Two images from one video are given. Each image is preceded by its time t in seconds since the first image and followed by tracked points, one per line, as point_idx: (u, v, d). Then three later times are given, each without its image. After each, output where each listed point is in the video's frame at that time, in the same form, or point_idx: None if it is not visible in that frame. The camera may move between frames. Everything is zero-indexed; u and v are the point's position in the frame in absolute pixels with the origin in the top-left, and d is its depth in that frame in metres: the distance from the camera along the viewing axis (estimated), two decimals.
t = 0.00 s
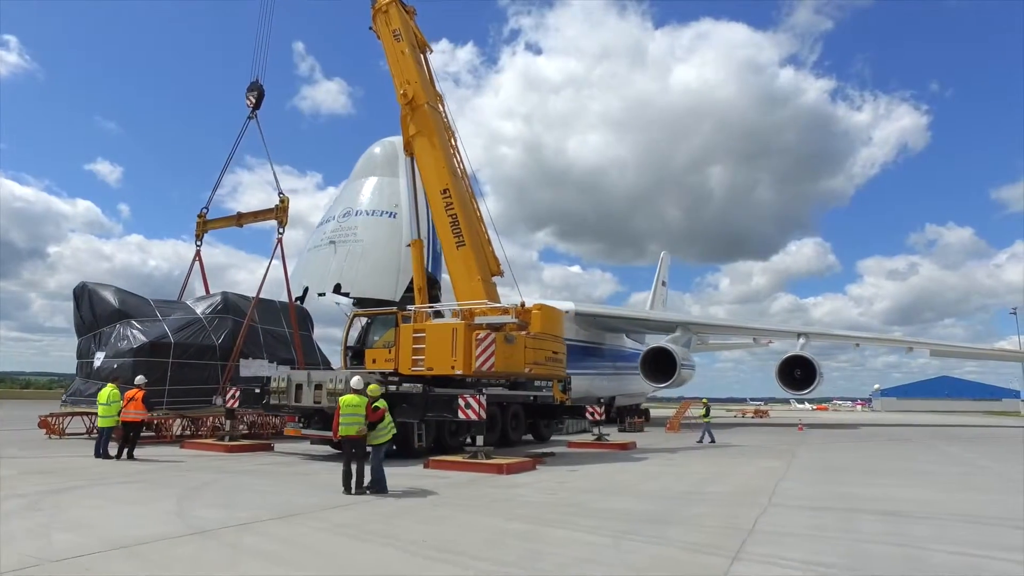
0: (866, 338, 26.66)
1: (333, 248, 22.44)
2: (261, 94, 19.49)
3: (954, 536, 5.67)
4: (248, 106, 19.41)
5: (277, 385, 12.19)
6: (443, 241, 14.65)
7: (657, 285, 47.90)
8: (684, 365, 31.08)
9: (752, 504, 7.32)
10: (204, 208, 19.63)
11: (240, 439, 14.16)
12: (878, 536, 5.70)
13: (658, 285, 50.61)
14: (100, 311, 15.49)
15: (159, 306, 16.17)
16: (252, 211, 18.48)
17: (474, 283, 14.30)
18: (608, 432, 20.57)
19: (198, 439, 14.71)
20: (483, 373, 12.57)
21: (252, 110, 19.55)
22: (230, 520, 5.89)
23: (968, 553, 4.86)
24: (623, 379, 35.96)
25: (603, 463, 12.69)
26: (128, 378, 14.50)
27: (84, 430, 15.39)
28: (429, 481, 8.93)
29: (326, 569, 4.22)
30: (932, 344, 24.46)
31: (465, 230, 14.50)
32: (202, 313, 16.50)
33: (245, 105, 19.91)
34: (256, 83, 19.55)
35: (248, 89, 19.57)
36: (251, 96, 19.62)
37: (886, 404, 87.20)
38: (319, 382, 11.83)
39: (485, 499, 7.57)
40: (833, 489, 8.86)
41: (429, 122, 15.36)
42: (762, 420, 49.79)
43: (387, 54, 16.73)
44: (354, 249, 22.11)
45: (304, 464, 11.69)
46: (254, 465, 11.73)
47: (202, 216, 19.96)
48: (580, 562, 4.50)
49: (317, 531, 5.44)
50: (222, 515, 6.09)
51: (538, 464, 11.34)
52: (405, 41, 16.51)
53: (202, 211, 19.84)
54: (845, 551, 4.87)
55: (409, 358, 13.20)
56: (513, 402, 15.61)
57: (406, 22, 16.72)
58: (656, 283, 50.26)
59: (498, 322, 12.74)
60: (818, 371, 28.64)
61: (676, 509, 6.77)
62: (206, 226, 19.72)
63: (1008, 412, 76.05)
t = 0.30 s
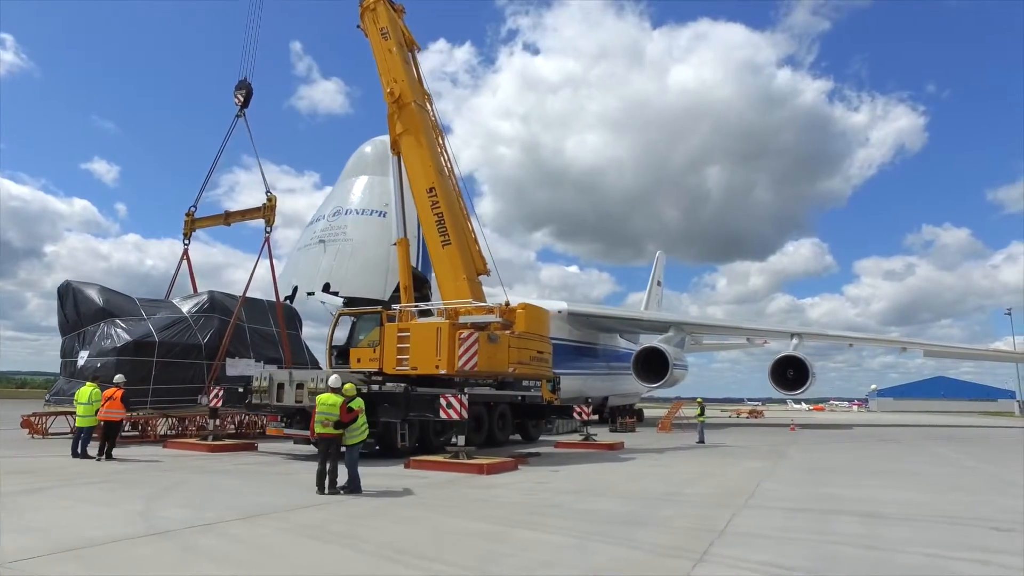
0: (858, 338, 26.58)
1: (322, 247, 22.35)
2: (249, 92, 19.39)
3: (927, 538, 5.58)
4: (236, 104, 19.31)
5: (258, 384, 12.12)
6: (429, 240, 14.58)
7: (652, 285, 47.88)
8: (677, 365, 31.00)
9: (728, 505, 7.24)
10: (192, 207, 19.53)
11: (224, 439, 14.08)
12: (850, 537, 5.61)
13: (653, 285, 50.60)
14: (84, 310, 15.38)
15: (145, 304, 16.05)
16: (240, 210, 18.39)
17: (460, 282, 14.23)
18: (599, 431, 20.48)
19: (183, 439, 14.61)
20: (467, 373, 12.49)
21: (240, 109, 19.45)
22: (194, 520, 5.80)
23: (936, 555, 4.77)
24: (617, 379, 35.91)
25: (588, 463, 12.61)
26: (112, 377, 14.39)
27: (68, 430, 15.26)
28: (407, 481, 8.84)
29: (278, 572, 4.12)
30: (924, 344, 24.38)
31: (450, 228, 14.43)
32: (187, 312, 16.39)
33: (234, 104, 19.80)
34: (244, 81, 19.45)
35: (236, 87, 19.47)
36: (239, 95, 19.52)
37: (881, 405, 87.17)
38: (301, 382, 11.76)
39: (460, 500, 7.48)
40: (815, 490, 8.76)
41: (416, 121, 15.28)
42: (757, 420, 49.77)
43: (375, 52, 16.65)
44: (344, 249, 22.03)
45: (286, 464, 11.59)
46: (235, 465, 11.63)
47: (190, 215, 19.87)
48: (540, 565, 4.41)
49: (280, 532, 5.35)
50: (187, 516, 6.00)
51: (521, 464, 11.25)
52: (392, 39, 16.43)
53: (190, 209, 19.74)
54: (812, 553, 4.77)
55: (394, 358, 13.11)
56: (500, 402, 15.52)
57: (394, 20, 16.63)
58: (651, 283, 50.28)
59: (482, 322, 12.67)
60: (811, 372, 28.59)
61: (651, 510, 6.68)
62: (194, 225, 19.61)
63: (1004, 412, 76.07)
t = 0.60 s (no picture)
0: (851, 338, 26.55)
1: (311, 246, 22.26)
2: (237, 90, 19.30)
3: (896, 539, 5.51)
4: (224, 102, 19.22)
5: (239, 383, 12.06)
6: (414, 238, 14.51)
7: (647, 285, 47.86)
8: (669, 364, 30.94)
9: (702, 505, 7.18)
10: (179, 205, 19.44)
11: (207, 438, 13.98)
12: (819, 539, 5.54)
13: (647, 284, 50.58)
14: (67, 308, 15.27)
15: (129, 303, 15.95)
16: (227, 209, 18.29)
17: (444, 281, 14.16)
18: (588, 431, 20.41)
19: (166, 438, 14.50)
20: (450, 372, 12.41)
21: (228, 107, 19.37)
22: (156, 520, 5.73)
23: (901, 558, 4.70)
24: (610, 379, 35.84)
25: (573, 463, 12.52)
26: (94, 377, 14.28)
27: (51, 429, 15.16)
28: (383, 482, 8.76)
29: (226, 573, 4.06)
30: (915, 345, 24.32)
31: (435, 227, 14.36)
32: (172, 310, 16.29)
33: (222, 102, 19.72)
34: (231, 79, 19.36)
35: (223, 85, 19.38)
36: (227, 93, 19.44)
37: (879, 405, 87.24)
38: (281, 381, 11.70)
39: (432, 500, 7.40)
40: (795, 490, 8.68)
41: (402, 118, 15.19)
42: (751, 420, 49.74)
43: (362, 50, 16.56)
44: (332, 247, 21.96)
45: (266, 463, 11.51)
46: (216, 464, 11.56)
47: (178, 213, 19.77)
48: (496, 567, 4.33)
49: (240, 532, 5.28)
50: (150, 516, 5.93)
51: (503, 464, 11.19)
52: (379, 37, 16.34)
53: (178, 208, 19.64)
54: (775, 554, 4.70)
55: (378, 357, 13.04)
56: (486, 401, 15.44)
57: (381, 18, 16.55)
58: (646, 283, 50.33)
59: (465, 321, 12.60)
60: (803, 372, 28.54)
61: (622, 511, 6.61)
62: (181, 223, 19.52)
63: (999, 412, 76.20)
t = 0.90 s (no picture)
0: (842, 339, 26.50)
1: (300, 245, 22.15)
2: (224, 89, 19.20)
3: (867, 540, 5.43)
4: (211, 101, 19.10)
5: (220, 383, 11.99)
6: (399, 237, 14.44)
7: (642, 285, 47.82)
8: (661, 365, 30.88)
9: (677, 506, 7.10)
10: (165, 204, 19.33)
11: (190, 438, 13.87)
12: (789, 540, 5.46)
13: (642, 285, 50.56)
14: (49, 307, 15.16)
15: (113, 302, 15.84)
16: (213, 208, 18.18)
17: (429, 280, 14.09)
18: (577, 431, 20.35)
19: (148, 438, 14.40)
20: (432, 372, 12.32)
21: (215, 105, 19.26)
22: (116, 521, 5.64)
23: (867, 560, 4.63)
24: (603, 379, 35.77)
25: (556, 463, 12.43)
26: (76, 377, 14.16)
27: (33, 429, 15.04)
28: (359, 482, 8.67)
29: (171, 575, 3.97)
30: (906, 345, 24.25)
31: (420, 226, 14.30)
32: (157, 309, 16.18)
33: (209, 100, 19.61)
34: (219, 77, 19.26)
35: (211, 84, 19.27)
36: (214, 91, 19.33)
37: (874, 405, 87.34)
38: (262, 381, 11.64)
39: (404, 500, 7.31)
40: (774, 491, 8.59)
41: (387, 117, 15.11)
42: (745, 420, 49.72)
43: (348, 49, 16.47)
44: (321, 246, 21.87)
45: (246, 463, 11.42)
46: (195, 464, 11.46)
47: (164, 212, 19.66)
48: (450, 569, 4.23)
49: (198, 533, 5.18)
50: (111, 517, 5.83)
51: (484, 464, 11.09)
52: (366, 36, 16.25)
53: (164, 206, 19.53)
54: (739, 556, 4.62)
55: (361, 357, 12.96)
56: (471, 401, 15.36)
57: (368, 17, 16.46)
58: (641, 283, 50.32)
59: (447, 320, 12.53)
60: (795, 372, 28.49)
61: (593, 512, 6.52)
62: (167, 222, 19.41)
63: (993, 412, 76.36)
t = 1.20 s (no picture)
0: (832, 339, 26.51)
1: (287, 244, 22.05)
2: (210, 86, 19.08)
3: (834, 542, 5.40)
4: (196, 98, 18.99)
5: (199, 382, 11.92)
6: (382, 236, 14.37)
7: (635, 285, 47.82)
8: (652, 365, 30.86)
9: (649, 507, 7.06)
10: (150, 203, 19.20)
11: (170, 437, 13.76)
12: (756, 541, 5.42)
13: (635, 285, 50.56)
14: (30, 306, 15.02)
15: (95, 301, 15.72)
16: (198, 206, 18.07)
17: (412, 279, 14.03)
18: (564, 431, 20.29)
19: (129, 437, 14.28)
20: (414, 371, 12.24)
21: (200, 103, 19.14)
22: (75, 522, 5.56)
23: (828, 562, 4.60)
24: (595, 379, 35.74)
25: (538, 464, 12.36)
26: (55, 376, 14.04)
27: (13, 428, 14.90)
28: (333, 482, 8.61)
29: None
30: (895, 346, 24.27)
31: (403, 225, 14.23)
32: (140, 308, 16.08)
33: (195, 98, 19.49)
34: (205, 75, 19.15)
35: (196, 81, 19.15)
36: (200, 89, 19.22)
37: (867, 406, 87.58)
38: (241, 379, 11.57)
39: (375, 500, 7.25)
40: (751, 491, 8.55)
41: (372, 116, 15.01)
42: (738, 420, 49.74)
43: (334, 47, 16.37)
44: (308, 245, 21.77)
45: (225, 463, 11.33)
46: (173, 464, 11.36)
47: (149, 211, 19.53)
48: (403, 573, 4.17)
49: (156, 533, 5.11)
50: (73, 517, 5.76)
51: (463, 464, 11.02)
52: (351, 34, 16.15)
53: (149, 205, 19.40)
54: (699, 558, 4.59)
55: (343, 355, 12.88)
56: (455, 400, 15.28)
57: (354, 15, 16.36)
58: (634, 283, 50.38)
59: (429, 319, 12.44)
60: (785, 372, 28.51)
61: (563, 513, 6.47)
62: (153, 221, 19.29)
63: (985, 412, 76.58)
